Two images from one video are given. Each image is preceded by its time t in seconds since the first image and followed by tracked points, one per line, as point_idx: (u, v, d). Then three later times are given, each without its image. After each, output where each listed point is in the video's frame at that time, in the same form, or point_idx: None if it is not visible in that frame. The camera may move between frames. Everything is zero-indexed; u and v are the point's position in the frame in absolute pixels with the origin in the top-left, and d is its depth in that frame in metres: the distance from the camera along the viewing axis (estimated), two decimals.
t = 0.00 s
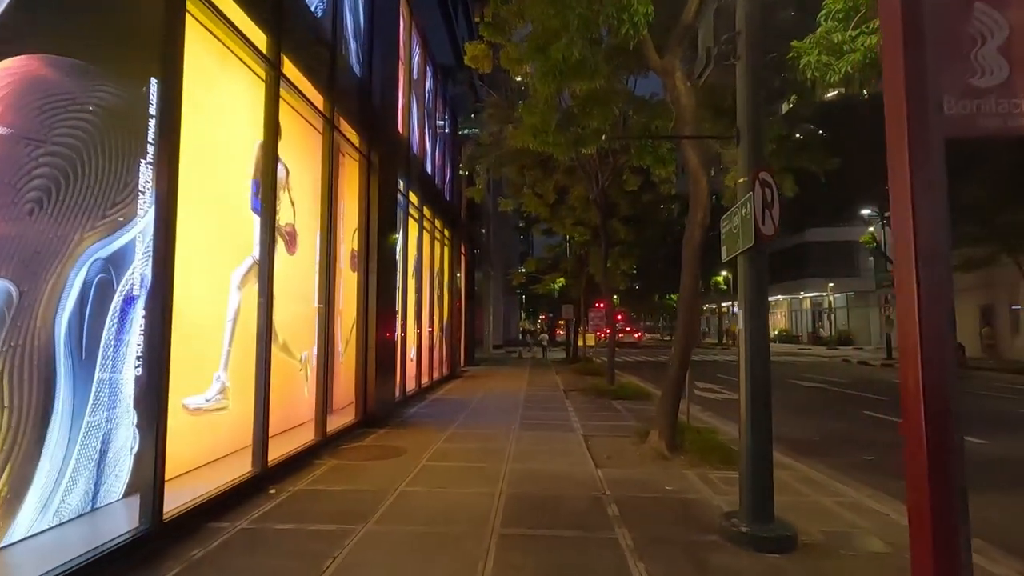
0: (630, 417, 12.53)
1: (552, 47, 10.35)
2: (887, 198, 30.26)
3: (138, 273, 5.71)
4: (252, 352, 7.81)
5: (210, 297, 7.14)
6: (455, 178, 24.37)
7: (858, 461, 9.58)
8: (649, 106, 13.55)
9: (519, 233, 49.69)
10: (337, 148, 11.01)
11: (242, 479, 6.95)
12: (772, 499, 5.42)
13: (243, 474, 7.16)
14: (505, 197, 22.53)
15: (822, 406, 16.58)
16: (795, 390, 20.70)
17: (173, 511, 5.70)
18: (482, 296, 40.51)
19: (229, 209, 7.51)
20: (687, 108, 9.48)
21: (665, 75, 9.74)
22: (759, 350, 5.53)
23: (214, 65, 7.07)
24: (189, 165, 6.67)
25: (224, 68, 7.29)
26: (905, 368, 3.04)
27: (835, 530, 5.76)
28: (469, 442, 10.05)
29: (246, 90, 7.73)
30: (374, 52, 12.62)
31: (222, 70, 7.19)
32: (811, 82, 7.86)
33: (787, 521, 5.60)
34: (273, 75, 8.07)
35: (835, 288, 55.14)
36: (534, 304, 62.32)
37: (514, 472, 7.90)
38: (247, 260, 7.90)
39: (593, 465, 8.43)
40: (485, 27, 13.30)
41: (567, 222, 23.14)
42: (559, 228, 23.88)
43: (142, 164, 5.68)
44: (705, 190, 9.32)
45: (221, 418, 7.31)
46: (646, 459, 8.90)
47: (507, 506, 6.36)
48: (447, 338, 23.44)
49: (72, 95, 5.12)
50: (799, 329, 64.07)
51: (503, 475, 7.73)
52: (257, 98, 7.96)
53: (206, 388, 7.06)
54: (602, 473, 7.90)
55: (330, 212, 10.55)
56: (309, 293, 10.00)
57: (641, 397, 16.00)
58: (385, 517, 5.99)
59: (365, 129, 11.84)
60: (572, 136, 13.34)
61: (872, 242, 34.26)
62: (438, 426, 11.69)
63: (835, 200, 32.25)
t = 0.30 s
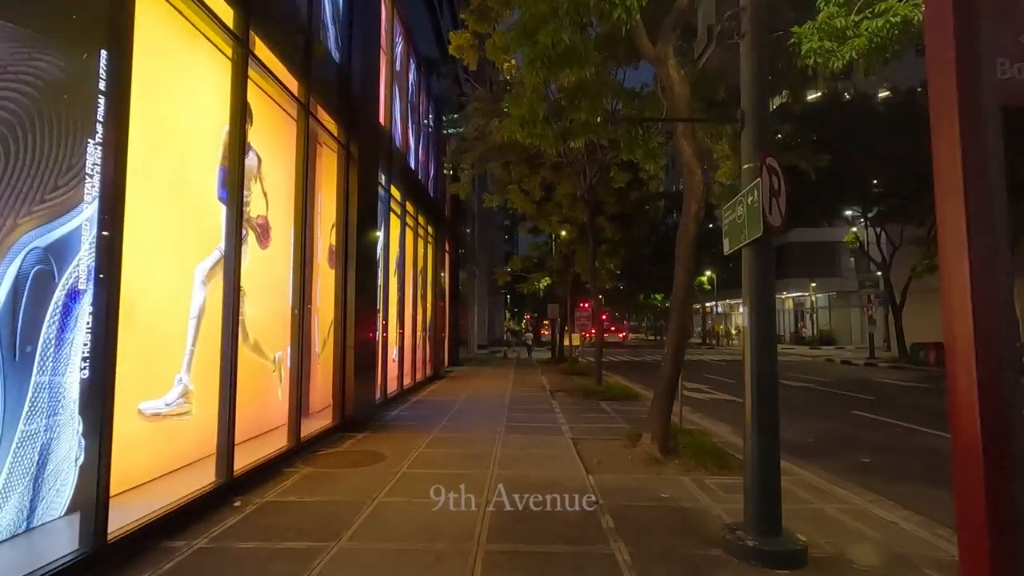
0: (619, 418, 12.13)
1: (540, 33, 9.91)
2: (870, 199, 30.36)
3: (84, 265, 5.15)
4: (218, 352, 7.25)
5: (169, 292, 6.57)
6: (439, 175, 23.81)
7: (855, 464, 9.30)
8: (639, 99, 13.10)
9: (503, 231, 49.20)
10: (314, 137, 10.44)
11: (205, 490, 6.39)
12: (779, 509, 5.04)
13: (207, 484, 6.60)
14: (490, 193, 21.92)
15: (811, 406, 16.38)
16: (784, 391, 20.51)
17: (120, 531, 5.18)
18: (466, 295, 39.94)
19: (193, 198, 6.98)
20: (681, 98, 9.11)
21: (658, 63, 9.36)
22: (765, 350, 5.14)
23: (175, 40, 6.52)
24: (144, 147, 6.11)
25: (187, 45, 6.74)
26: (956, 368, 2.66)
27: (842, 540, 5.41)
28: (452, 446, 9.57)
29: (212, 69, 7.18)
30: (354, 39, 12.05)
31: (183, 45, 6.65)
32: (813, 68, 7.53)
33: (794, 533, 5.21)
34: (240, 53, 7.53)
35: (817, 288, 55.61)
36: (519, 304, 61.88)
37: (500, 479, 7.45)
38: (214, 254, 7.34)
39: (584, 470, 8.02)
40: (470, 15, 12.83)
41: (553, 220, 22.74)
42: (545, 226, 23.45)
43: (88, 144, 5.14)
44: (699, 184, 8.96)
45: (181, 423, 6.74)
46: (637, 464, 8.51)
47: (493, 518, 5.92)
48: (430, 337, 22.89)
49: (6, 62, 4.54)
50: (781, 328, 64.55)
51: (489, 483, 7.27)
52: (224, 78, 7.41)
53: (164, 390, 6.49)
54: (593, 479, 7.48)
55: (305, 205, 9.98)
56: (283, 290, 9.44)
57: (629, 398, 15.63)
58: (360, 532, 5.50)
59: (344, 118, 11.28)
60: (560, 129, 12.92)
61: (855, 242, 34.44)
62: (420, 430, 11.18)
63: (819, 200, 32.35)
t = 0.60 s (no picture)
0: (617, 422, 11.70)
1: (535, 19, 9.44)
2: (864, 198, 30.19)
3: (32, 260, 4.60)
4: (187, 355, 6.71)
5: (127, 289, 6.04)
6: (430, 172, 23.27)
7: (863, 471, 8.95)
8: (637, 92, 12.64)
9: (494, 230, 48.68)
10: (296, 127, 9.91)
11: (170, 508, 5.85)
12: (802, 529, 4.61)
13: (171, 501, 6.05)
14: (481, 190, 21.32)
15: (810, 408, 16.03)
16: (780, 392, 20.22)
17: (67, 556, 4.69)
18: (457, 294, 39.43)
19: (160, 189, 6.49)
20: (683, 88, 8.69)
21: (660, 52, 8.94)
22: (786, 355, 4.68)
23: (136, 19, 6.03)
24: (98, 131, 5.57)
25: (151, 23, 6.24)
26: None
27: (867, 561, 5.01)
28: (443, 454, 9.08)
29: (180, 51, 6.66)
30: (344, 26, 11.47)
31: (145, 21, 6.13)
32: (823, 54, 7.16)
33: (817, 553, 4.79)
34: (214, 32, 6.97)
35: (808, 288, 55.64)
36: (510, 304, 61.44)
37: (495, 492, 6.99)
38: (184, 250, 6.83)
39: (583, 481, 7.58)
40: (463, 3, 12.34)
41: (546, 218, 22.31)
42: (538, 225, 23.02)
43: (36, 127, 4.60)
44: (704, 179, 8.55)
45: (143, 434, 6.22)
46: (639, 472, 8.09)
47: (488, 537, 5.46)
48: (421, 337, 22.36)
49: None
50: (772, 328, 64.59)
51: (483, 497, 6.80)
52: (196, 59, 6.86)
53: (123, 398, 5.95)
54: (595, 491, 7.04)
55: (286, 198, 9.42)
56: (262, 289, 8.87)
57: (626, 401, 15.24)
58: (342, 555, 5.02)
59: (330, 108, 10.74)
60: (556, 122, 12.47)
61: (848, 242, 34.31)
62: (409, 436, 10.67)
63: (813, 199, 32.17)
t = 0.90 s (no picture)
0: (617, 425, 11.28)
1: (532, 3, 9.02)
2: (862, 197, 29.94)
3: None
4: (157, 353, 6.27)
5: (88, 284, 5.63)
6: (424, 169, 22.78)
7: (875, 476, 8.57)
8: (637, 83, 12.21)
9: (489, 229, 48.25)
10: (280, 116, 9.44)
11: (136, 520, 5.39)
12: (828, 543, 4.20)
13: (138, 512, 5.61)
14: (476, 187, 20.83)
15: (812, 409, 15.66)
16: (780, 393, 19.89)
17: None
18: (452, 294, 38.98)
19: (127, 175, 6.03)
20: (688, 75, 8.28)
21: (663, 36, 8.55)
22: (809, 354, 4.25)
23: None
24: (52, 111, 5.16)
25: None
26: None
27: None
28: (435, 459, 8.65)
29: (148, 26, 6.18)
30: (334, 12, 10.99)
31: None
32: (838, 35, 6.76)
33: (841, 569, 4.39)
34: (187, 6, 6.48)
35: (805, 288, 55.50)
36: (505, 304, 61.12)
37: (491, 500, 6.57)
38: (153, 242, 6.36)
39: (584, 488, 7.18)
40: None
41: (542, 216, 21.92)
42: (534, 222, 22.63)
43: None
44: (709, 170, 8.15)
45: (111, 440, 5.83)
46: (642, 478, 7.70)
47: (483, 551, 5.05)
48: (414, 337, 21.89)
49: None
50: (768, 328, 64.39)
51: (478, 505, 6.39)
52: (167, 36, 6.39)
53: (86, 400, 5.59)
54: (596, 499, 6.65)
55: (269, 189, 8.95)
56: (243, 285, 8.41)
57: (624, 402, 14.84)
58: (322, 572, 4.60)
59: (317, 97, 10.28)
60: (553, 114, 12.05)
61: (846, 241, 34.07)
62: (400, 440, 10.20)
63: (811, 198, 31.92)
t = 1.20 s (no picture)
0: (617, 430, 10.81)
1: None
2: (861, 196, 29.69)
3: None
4: (120, 358, 5.73)
5: (41, 282, 5.11)
6: (417, 167, 22.26)
7: (892, 485, 8.14)
8: (637, 75, 11.76)
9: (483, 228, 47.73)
10: (260, 105, 8.95)
11: (92, 544, 4.87)
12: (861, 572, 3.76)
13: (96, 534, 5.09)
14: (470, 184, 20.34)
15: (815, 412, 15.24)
16: (781, 394, 19.49)
17: None
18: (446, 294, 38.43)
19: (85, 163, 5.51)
20: (695, 62, 7.84)
21: (668, 22, 8.11)
22: (841, 358, 3.81)
23: None
24: None
25: None
26: None
27: None
28: (426, 469, 8.15)
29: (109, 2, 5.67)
30: None
31: None
32: (859, 16, 6.30)
33: None
34: None
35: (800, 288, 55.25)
36: (500, 305, 60.62)
37: (485, 517, 6.08)
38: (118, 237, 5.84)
39: (585, 501, 6.71)
40: None
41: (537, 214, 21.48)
42: (530, 221, 22.16)
43: None
44: (717, 161, 7.69)
45: (69, 452, 5.32)
46: (646, 489, 7.24)
47: None
48: (407, 339, 21.35)
49: None
50: (763, 328, 64.25)
51: (471, 522, 5.91)
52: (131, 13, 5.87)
53: (40, 410, 5.08)
54: (599, 515, 6.18)
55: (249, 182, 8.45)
56: (220, 284, 7.89)
57: (623, 405, 14.38)
58: None
59: (303, 87, 9.78)
60: (549, 106, 11.59)
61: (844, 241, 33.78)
62: (390, 447, 9.68)
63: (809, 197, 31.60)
